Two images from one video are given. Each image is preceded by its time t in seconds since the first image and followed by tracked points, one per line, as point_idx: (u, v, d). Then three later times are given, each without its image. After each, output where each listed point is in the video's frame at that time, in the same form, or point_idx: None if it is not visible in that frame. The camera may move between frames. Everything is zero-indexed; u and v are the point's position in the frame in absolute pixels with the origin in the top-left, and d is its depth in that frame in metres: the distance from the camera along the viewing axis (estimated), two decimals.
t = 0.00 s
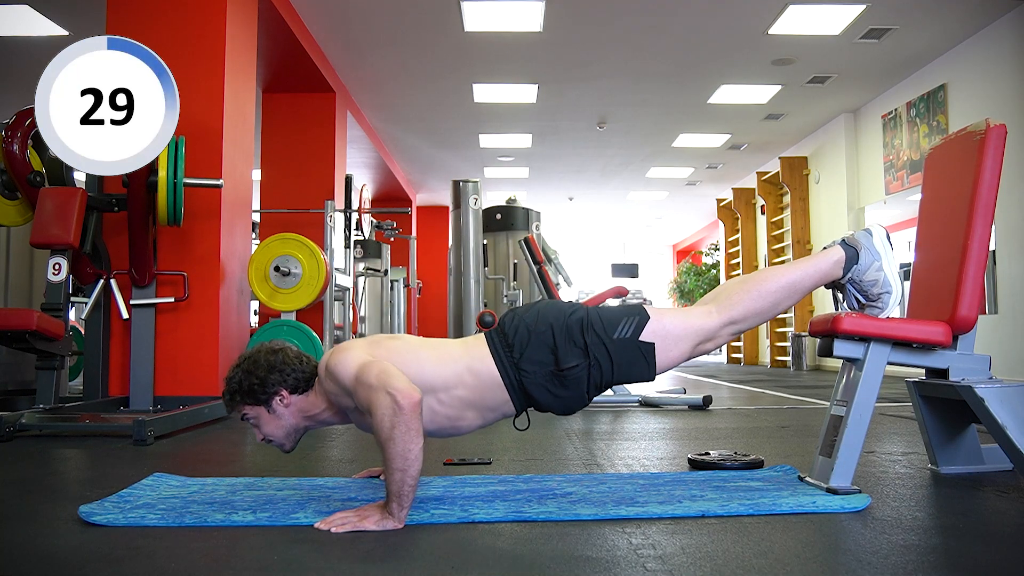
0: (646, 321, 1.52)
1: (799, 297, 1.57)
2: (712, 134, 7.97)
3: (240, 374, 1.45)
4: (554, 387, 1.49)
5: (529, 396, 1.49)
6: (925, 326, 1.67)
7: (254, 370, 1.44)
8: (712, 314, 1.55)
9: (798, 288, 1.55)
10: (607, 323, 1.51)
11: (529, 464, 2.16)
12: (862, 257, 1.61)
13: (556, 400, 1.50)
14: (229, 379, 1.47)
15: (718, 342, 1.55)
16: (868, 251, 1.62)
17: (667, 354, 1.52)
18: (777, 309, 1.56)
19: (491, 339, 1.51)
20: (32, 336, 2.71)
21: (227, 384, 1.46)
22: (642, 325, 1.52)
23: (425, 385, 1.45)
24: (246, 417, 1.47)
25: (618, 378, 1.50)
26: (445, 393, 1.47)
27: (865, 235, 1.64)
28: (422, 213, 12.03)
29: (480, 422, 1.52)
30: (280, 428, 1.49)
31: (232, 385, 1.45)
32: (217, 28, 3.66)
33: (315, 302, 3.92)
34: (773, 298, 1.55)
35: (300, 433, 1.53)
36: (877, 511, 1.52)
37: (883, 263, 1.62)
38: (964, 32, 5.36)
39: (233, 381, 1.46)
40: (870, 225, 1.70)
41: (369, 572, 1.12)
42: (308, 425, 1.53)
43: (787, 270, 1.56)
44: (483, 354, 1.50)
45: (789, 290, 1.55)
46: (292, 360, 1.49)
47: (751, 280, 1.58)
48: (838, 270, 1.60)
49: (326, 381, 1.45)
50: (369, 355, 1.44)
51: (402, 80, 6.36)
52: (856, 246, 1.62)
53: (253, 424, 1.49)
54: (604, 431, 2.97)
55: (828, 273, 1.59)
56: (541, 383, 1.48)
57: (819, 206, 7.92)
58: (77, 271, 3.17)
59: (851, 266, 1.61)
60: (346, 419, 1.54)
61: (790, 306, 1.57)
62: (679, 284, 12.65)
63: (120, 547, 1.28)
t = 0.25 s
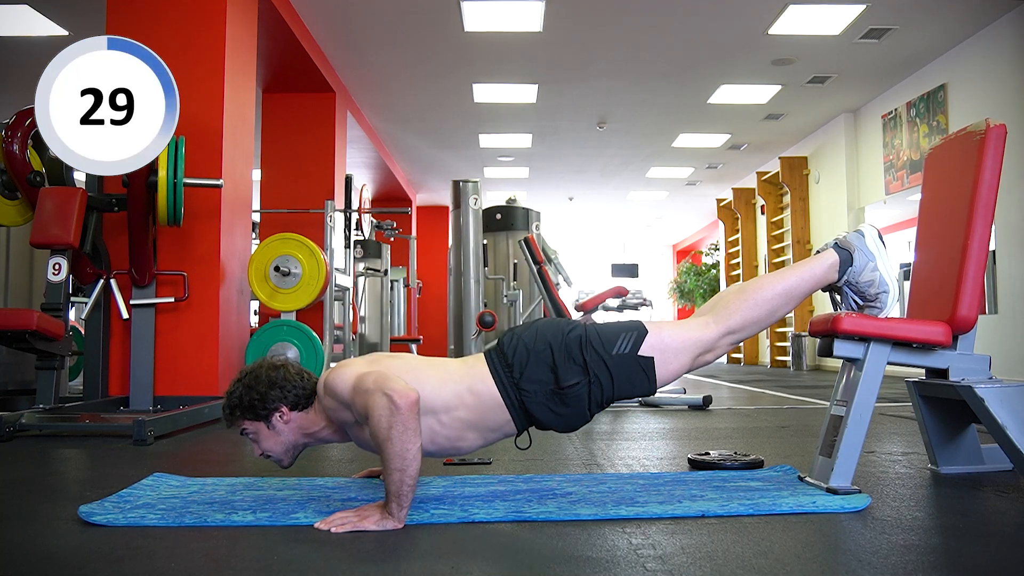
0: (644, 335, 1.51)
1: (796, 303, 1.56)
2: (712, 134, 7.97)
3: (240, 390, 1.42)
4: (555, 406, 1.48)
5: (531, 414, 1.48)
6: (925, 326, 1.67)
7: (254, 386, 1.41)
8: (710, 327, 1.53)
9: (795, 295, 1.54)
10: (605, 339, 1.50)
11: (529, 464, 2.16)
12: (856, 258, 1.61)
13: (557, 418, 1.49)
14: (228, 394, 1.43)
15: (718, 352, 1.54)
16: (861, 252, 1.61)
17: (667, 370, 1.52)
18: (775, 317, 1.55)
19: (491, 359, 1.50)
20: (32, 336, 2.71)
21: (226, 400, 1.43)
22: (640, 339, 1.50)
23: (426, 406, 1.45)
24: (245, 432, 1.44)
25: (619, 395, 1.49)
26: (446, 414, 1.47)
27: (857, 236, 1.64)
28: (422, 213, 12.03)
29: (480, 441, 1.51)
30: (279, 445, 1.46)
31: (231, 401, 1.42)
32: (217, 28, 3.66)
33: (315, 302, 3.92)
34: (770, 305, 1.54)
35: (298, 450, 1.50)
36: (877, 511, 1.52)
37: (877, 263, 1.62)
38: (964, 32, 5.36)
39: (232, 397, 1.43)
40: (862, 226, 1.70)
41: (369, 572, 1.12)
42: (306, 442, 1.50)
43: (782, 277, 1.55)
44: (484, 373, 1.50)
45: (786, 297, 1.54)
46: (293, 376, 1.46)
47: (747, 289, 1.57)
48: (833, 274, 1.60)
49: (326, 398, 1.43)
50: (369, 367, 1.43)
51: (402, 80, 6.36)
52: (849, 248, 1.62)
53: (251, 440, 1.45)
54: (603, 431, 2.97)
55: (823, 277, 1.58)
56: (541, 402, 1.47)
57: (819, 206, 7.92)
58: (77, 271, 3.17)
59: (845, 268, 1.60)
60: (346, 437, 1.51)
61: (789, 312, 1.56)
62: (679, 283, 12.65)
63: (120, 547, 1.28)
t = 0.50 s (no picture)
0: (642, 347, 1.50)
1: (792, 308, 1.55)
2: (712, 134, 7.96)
3: (240, 404, 1.40)
4: (555, 420, 1.47)
5: (532, 431, 1.47)
6: (925, 326, 1.67)
7: (255, 400, 1.39)
8: (708, 337, 1.52)
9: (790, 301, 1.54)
10: (603, 352, 1.49)
11: (529, 464, 2.16)
12: (848, 260, 1.59)
13: (558, 433, 1.48)
14: (228, 407, 1.41)
15: (716, 362, 1.53)
16: (852, 253, 1.60)
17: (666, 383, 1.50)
18: (773, 323, 1.54)
19: (490, 377, 1.50)
20: (32, 336, 2.71)
21: (226, 412, 1.41)
22: (638, 351, 1.49)
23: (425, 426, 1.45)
24: (243, 445, 1.41)
25: (619, 408, 1.48)
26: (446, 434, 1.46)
27: (846, 238, 1.63)
28: (422, 213, 12.02)
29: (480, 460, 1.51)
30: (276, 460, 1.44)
31: (231, 413, 1.40)
32: (217, 28, 3.66)
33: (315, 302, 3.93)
34: (766, 310, 1.53)
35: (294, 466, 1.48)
36: (877, 511, 1.52)
37: (869, 263, 1.61)
38: (964, 32, 5.36)
39: (232, 410, 1.41)
40: (849, 227, 1.69)
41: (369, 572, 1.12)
42: (303, 458, 1.48)
43: (775, 283, 1.55)
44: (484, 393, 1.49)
45: (781, 302, 1.53)
46: (294, 391, 1.44)
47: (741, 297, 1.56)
48: (826, 277, 1.59)
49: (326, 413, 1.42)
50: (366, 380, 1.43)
51: (402, 81, 6.36)
52: (840, 251, 1.60)
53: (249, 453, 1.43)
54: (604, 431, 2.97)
55: (817, 282, 1.58)
56: (542, 418, 1.47)
57: (819, 206, 7.92)
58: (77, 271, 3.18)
59: (838, 271, 1.59)
60: (344, 453, 1.50)
61: (785, 316, 1.55)
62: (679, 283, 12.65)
63: (120, 547, 1.28)
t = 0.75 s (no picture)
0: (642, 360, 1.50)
1: (789, 314, 1.55)
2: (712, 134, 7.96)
3: (242, 411, 1.39)
4: (557, 435, 1.47)
5: (535, 446, 1.47)
6: (924, 326, 1.67)
7: (257, 408, 1.39)
8: (707, 347, 1.52)
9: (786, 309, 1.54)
10: (604, 366, 1.49)
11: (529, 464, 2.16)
12: (842, 263, 1.59)
13: (560, 448, 1.47)
14: (230, 413, 1.41)
15: (717, 372, 1.53)
16: (845, 256, 1.59)
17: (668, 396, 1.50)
18: (771, 330, 1.54)
19: (492, 396, 1.50)
20: (32, 336, 2.71)
21: (228, 418, 1.40)
22: (638, 365, 1.49)
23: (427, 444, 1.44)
24: (244, 453, 1.41)
25: (621, 422, 1.47)
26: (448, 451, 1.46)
27: (838, 241, 1.62)
28: (422, 213, 12.02)
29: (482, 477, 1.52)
30: (277, 467, 1.44)
31: (233, 420, 1.39)
32: (217, 28, 3.66)
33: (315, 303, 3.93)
34: (764, 318, 1.53)
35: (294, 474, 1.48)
36: (877, 511, 1.52)
37: (863, 264, 1.60)
38: (964, 32, 5.36)
39: (234, 416, 1.40)
40: (841, 229, 1.68)
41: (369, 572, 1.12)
42: (303, 466, 1.47)
43: (771, 291, 1.54)
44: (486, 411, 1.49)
45: (778, 309, 1.53)
46: (296, 400, 1.44)
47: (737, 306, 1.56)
48: (821, 282, 1.58)
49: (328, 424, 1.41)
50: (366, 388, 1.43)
51: (402, 80, 6.36)
52: (833, 254, 1.59)
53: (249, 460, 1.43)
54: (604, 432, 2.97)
55: (812, 287, 1.57)
56: (544, 433, 1.46)
57: (818, 206, 7.92)
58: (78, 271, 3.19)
59: (832, 274, 1.59)
60: (344, 466, 1.49)
61: (783, 323, 1.55)
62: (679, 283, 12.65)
63: (120, 547, 1.28)
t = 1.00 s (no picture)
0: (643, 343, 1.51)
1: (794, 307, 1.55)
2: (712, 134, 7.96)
3: (229, 401, 1.39)
4: (555, 411, 1.47)
5: (532, 420, 1.47)
6: (924, 327, 1.67)
7: (243, 393, 1.39)
8: (710, 332, 1.52)
9: (790, 301, 1.54)
10: (605, 348, 1.49)
11: (528, 464, 2.16)
12: (850, 258, 1.59)
13: (558, 425, 1.48)
14: (219, 408, 1.40)
15: (718, 358, 1.52)
16: (855, 252, 1.60)
17: (669, 376, 1.51)
18: (777, 321, 1.54)
19: (493, 366, 1.50)
20: (32, 336, 2.71)
21: (220, 413, 1.40)
22: (639, 347, 1.50)
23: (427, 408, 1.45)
24: (247, 441, 1.41)
25: (621, 402, 1.48)
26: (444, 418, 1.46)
27: (851, 236, 1.63)
28: (422, 213, 12.02)
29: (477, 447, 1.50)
30: (283, 443, 1.44)
31: (224, 413, 1.39)
32: (217, 28, 3.66)
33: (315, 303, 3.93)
34: (769, 309, 1.53)
35: (304, 446, 1.48)
36: (877, 511, 1.52)
37: (871, 263, 1.60)
38: (964, 32, 5.36)
39: (224, 408, 1.40)
40: (853, 228, 1.69)
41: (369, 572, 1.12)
42: (310, 436, 1.48)
43: (778, 281, 1.54)
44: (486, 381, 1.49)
45: (783, 300, 1.53)
46: (278, 375, 1.44)
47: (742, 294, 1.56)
48: (828, 276, 1.59)
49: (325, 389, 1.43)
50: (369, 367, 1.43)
51: (401, 80, 6.36)
52: (843, 249, 1.60)
53: (255, 446, 1.43)
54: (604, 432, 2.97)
55: (819, 280, 1.57)
56: (542, 408, 1.47)
57: (818, 206, 7.92)
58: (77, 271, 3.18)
59: (840, 270, 1.59)
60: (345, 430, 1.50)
61: (788, 314, 1.55)
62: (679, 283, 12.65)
63: (120, 547, 1.28)
